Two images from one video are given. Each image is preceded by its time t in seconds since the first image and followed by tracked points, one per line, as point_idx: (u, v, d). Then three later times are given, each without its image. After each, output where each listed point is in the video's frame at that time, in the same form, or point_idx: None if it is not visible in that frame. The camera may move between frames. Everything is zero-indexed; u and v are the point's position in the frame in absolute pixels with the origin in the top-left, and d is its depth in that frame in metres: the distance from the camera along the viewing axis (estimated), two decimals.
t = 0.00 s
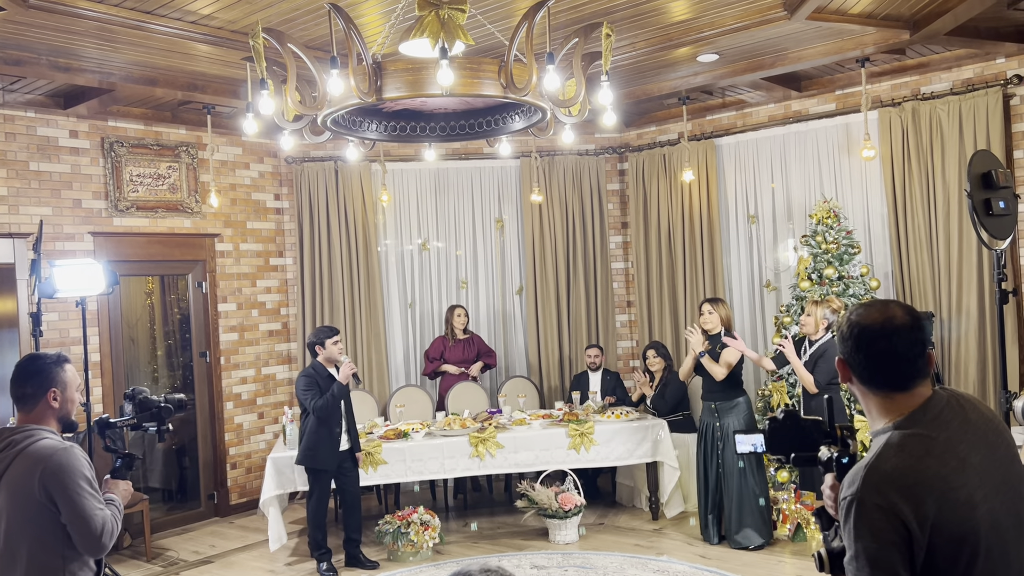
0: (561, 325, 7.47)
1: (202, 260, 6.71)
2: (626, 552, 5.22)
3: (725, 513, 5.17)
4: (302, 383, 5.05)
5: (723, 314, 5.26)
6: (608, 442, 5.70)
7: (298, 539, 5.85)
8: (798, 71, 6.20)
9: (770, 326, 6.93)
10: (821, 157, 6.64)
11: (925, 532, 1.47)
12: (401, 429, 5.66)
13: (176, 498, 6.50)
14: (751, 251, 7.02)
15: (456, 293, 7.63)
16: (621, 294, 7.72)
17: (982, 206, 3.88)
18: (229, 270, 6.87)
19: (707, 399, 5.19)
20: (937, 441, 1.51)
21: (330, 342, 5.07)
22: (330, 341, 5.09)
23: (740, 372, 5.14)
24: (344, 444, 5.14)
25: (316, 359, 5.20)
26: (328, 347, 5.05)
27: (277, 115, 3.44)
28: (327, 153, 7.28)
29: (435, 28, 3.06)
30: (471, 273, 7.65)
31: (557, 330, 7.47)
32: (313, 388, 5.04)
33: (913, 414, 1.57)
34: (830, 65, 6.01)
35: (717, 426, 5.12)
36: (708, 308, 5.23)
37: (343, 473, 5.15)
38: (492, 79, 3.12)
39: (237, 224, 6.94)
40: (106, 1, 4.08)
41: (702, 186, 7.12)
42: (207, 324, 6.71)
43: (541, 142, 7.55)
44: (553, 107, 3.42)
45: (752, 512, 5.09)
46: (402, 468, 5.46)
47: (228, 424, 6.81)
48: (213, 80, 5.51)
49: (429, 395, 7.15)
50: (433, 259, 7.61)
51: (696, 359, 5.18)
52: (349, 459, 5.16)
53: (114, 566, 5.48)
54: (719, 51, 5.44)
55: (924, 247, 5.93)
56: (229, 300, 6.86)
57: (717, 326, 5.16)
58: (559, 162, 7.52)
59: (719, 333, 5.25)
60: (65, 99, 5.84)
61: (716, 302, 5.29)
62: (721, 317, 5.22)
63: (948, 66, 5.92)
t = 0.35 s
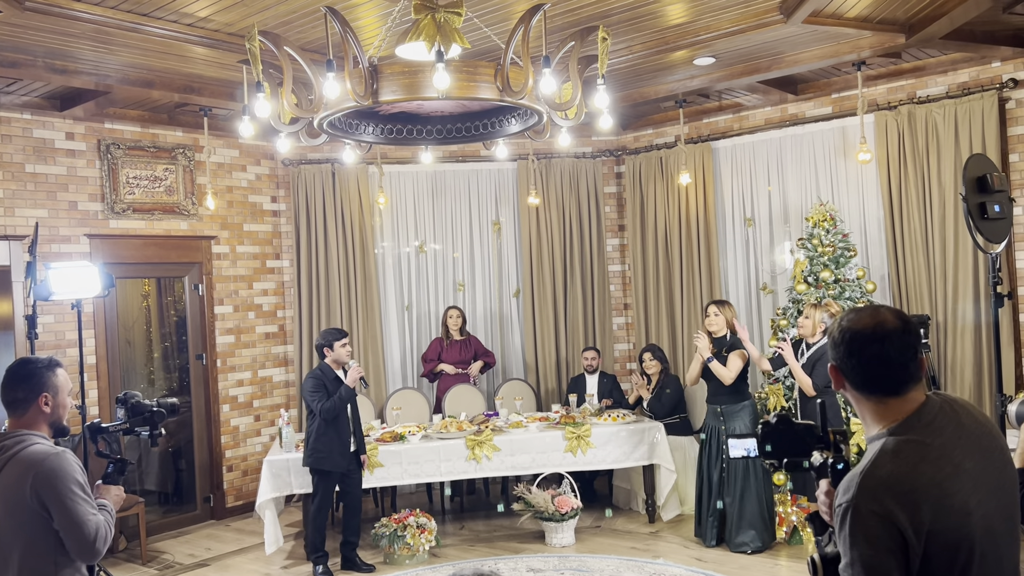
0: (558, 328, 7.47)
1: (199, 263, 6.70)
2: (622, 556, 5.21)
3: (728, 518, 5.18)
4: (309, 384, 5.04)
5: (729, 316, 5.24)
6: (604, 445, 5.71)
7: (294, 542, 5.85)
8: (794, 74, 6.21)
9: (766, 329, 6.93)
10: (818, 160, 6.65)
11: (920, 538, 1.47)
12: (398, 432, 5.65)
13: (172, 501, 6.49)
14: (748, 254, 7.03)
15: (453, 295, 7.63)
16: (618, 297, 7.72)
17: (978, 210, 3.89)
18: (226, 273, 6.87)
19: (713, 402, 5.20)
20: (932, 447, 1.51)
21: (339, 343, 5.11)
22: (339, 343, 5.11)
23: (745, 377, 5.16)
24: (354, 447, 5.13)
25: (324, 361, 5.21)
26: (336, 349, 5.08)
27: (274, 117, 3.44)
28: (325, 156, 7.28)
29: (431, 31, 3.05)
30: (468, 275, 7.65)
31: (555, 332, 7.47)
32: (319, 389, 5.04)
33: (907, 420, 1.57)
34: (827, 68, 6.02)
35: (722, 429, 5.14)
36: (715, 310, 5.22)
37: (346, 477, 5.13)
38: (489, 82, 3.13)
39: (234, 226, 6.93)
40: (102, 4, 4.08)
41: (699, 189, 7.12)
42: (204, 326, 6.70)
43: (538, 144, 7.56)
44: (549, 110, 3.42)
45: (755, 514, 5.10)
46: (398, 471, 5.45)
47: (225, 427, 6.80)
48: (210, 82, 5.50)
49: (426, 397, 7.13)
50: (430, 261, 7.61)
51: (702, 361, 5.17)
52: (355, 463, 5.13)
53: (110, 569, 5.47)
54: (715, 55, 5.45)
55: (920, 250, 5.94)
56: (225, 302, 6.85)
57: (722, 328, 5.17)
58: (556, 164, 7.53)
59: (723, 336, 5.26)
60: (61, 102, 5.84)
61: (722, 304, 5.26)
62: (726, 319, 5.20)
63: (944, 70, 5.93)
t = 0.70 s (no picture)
0: (555, 331, 7.47)
1: (196, 265, 6.70)
2: (620, 559, 5.21)
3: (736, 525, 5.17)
4: (316, 386, 5.06)
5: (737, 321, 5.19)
6: (602, 449, 5.71)
7: (291, 546, 5.84)
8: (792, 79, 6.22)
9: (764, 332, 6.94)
10: (815, 164, 6.66)
11: (918, 545, 1.47)
12: (395, 435, 5.65)
13: (169, 504, 6.48)
14: (745, 257, 7.03)
15: (451, 298, 7.62)
16: (616, 300, 7.73)
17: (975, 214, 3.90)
18: (223, 275, 6.86)
19: (720, 406, 5.17)
20: (930, 454, 1.51)
21: (346, 346, 5.11)
22: (345, 345, 5.11)
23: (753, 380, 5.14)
24: (359, 450, 5.18)
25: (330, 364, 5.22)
26: (343, 352, 5.08)
27: (272, 120, 3.44)
28: (323, 159, 7.28)
29: (429, 35, 3.07)
30: (466, 278, 7.65)
31: (552, 336, 7.47)
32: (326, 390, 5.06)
33: (904, 427, 1.57)
34: (825, 73, 6.03)
35: (728, 433, 5.11)
36: (724, 314, 5.18)
37: (350, 481, 5.14)
38: (487, 86, 3.13)
39: (232, 229, 6.93)
40: (100, 7, 4.08)
41: (697, 193, 7.13)
42: (201, 329, 6.70)
43: (536, 148, 7.56)
44: (547, 115, 3.42)
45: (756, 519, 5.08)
46: (395, 474, 5.45)
47: (222, 430, 6.80)
48: (208, 85, 5.50)
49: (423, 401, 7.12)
50: (428, 264, 7.60)
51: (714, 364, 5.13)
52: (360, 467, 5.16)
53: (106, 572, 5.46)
54: (714, 59, 5.46)
55: (917, 254, 5.95)
56: (223, 305, 6.85)
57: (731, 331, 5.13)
58: (554, 168, 7.53)
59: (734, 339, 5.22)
60: (59, 104, 5.84)
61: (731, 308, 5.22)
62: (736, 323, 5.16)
63: (941, 75, 5.95)
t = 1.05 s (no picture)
0: (557, 333, 7.47)
1: (199, 266, 6.71)
2: (621, 562, 5.21)
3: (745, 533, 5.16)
4: (319, 387, 5.07)
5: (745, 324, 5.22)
6: (603, 452, 5.70)
7: (292, 547, 5.84)
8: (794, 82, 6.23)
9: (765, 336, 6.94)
10: (818, 167, 6.67)
11: (914, 538, 1.48)
12: (397, 437, 5.65)
13: (170, 505, 6.48)
14: (747, 261, 7.03)
15: (453, 300, 7.63)
16: (618, 303, 7.73)
17: (978, 218, 3.90)
18: (226, 277, 6.87)
19: (724, 411, 5.16)
20: (936, 451, 1.52)
21: (350, 347, 5.11)
22: (348, 347, 5.13)
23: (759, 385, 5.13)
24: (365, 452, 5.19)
25: (334, 365, 5.23)
26: (346, 353, 5.08)
27: (276, 122, 3.44)
28: (325, 161, 7.29)
29: (433, 37, 3.07)
30: (467, 280, 7.65)
31: (554, 339, 7.46)
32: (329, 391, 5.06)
33: (918, 423, 1.58)
34: (827, 76, 6.03)
35: (733, 437, 5.09)
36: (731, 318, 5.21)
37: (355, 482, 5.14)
38: (490, 88, 3.14)
39: (234, 230, 6.94)
40: (104, 8, 4.09)
41: (699, 196, 7.13)
42: (203, 330, 6.70)
43: (539, 151, 7.57)
44: (550, 117, 3.43)
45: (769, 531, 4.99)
46: (396, 476, 5.44)
47: (223, 431, 6.80)
48: (211, 87, 5.51)
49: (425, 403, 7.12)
50: (430, 266, 7.61)
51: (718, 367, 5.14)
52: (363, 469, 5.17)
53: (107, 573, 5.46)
54: (716, 62, 5.46)
55: (919, 258, 5.95)
56: (225, 306, 6.85)
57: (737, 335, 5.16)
58: (556, 170, 7.54)
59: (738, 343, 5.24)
60: (62, 105, 5.85)
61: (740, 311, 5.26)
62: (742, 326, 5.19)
63: (943, 78, 5.95)
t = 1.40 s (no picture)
0: (561, 335, 7.46)
1: (204, 266, 6.72)
2: (625, 564, 5.20)
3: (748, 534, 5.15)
4: (322, 387, 5.07)
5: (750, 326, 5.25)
6: (608, 453, 5.69)
7: (296, 547, 5.84)
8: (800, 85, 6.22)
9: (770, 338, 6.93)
10: (823, 170, 6.66)
11: (933, 542, 1.48)
12: (401, 437, 5.65)
13: (174, 504, 6.48)
14: (753, 263, 7.02)
15: (457, 301, 7.63)
16: (623, 305, 7.73)
17: (985, 221, 3.88)
18: (231, 277, 6.88)
19: (727, 413, 5.17)
20: (949, 454, 1.53)
21: (354, 347, 5.12)
22: (352, 347, 5.13)
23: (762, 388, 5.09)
24: (366, 452, 5.17)
25: (337, 365, 5.23)
26: (349, 353, 5.09)
27: (283, 122, 3.44)
28: (331, 161, 7.30)
29: (441, 37, 3.08)
30: (472, 281, 7.65)
31: (559, 340, 7.46)
32: (332, 391, 5.05)
33: (927, 426, 1.59)
34: (834, 79, 6.02)
35: (737, 440, 5.10)
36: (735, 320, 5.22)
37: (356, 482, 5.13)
38: (497, 89, 3.14)
39: (240, 230, 6.95)
40: (112, 8, 4.10)
41: (704, 198, 7.13)
42: (208, 330, 6.71)
43: (544, 152, 7.57)
44: (557, 118, 3.43)
45: (773, 533, 4.98)
46: (401, 477, 5.45)
47: (228, 431, 6.80)
48: (218, 87, 5.52)
49: (429, 404, 7.12)
50: (435, 267, 7.61)
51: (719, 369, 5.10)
52: (366, 469, 5.17)
53: (111, 572, 5.47)
54: (722, 64, 5.46)
55: (925, 260, 5.94)
56: (230, 306, 6.86)
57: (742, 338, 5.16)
58: (562, 172, 7.54)
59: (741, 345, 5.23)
60: (69, 104, 5.86)
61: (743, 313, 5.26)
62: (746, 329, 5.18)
63: (950, 81, 5.94)
